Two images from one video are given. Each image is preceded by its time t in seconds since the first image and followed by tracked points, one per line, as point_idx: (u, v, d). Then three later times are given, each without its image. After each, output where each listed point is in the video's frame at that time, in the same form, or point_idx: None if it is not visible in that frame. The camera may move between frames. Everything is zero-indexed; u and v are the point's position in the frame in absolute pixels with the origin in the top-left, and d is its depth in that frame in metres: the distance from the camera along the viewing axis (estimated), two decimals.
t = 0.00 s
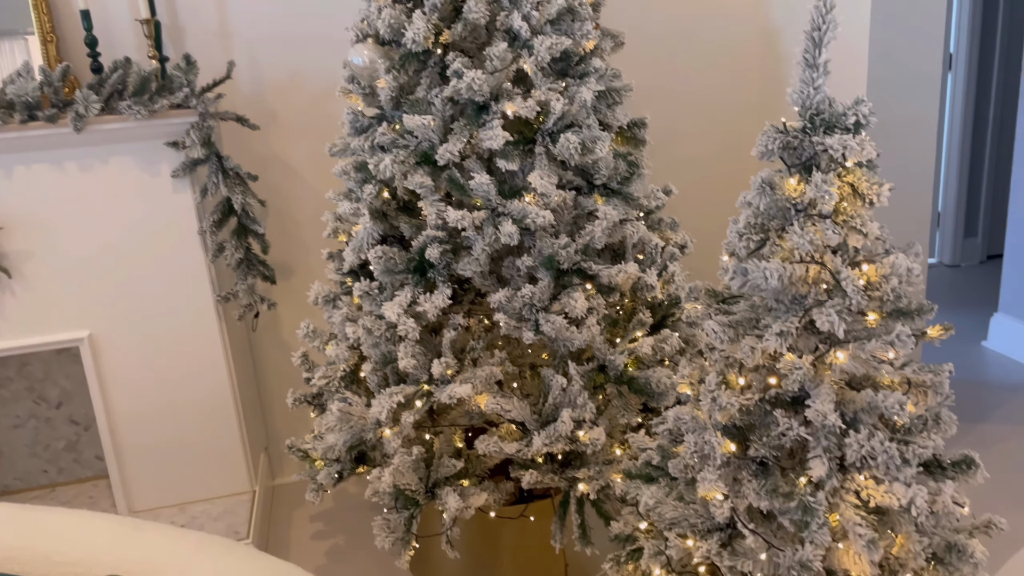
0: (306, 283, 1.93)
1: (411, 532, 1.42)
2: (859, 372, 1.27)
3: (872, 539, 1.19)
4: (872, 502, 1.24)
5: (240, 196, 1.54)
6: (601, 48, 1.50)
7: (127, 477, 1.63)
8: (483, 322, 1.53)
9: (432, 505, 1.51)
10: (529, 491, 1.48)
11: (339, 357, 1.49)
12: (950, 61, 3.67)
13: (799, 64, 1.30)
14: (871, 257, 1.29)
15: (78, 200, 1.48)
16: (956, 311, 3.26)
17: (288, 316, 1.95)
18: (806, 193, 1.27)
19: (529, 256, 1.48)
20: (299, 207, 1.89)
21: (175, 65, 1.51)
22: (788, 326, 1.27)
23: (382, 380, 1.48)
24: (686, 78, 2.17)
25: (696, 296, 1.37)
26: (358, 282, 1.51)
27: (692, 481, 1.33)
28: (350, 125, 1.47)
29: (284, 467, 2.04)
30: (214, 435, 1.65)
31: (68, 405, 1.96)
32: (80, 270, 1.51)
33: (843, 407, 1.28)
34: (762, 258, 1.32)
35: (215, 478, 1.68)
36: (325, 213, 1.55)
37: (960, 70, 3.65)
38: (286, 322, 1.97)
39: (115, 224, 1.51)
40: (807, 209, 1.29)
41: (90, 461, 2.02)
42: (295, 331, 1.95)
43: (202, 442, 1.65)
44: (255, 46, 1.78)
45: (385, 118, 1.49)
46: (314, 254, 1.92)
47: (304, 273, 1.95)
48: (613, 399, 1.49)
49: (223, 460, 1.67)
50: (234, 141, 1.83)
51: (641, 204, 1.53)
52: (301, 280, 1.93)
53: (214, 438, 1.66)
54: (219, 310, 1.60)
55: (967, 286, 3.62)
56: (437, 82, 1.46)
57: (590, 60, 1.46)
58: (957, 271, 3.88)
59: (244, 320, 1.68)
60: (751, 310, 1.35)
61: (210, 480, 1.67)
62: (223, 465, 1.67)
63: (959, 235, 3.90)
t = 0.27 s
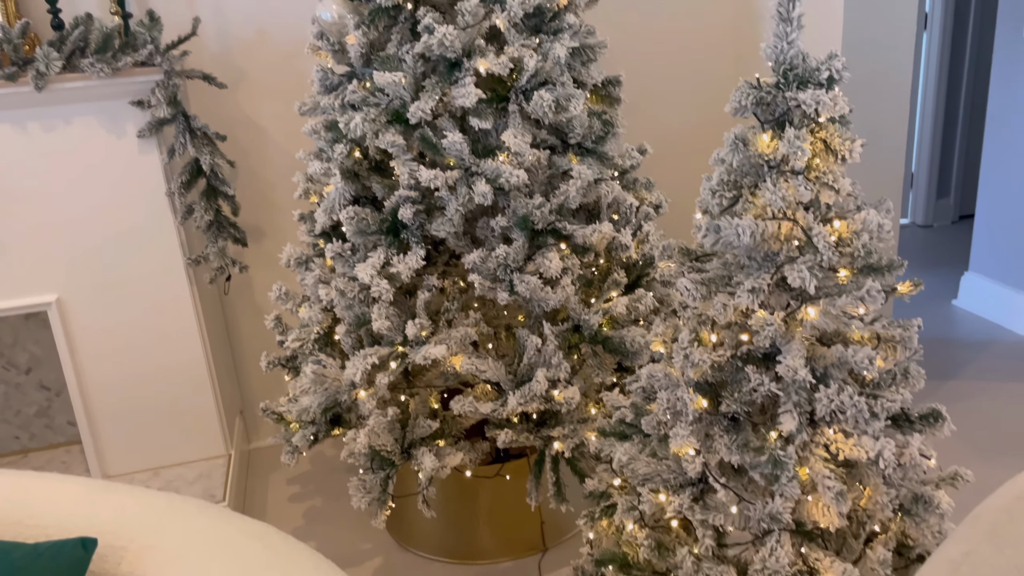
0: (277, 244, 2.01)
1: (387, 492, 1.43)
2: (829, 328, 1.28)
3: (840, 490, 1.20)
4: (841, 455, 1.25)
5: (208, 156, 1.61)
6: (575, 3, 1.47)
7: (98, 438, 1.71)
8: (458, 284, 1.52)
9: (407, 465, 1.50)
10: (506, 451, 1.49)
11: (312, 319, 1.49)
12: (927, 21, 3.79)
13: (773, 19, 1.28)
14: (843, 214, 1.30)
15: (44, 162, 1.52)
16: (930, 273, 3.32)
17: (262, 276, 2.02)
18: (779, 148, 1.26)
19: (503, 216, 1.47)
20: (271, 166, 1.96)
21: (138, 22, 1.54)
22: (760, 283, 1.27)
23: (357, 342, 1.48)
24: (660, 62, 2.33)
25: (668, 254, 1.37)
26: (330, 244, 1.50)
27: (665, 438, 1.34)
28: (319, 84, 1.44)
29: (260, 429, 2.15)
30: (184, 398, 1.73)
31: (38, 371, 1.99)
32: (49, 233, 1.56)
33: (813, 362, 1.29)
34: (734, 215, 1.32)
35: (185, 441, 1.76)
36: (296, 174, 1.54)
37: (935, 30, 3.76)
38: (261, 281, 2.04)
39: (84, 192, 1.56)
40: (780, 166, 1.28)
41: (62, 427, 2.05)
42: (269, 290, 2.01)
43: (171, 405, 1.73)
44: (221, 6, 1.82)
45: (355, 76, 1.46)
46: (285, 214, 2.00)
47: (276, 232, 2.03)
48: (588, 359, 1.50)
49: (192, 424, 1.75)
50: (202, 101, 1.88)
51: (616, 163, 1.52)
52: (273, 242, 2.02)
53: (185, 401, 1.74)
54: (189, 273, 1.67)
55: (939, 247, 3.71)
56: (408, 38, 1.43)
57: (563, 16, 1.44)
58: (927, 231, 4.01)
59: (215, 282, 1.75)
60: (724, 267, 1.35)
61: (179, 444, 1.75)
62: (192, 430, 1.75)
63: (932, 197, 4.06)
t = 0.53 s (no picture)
0: (250, 205, 2.05)
1: (365, 452, 1.43)
2: (802, 284, 1.29)
3: (811, 443, 1.21)
4: (813, 409, 1.26)
5: (177, 115, 1.66)
6: None
7: (76, 401, 1.76)
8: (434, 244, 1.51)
9: (384, 426, 1.51)
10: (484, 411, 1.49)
11: (286, 281, 1.48)
12: None
13: None
14: (817, 170, 1.30)
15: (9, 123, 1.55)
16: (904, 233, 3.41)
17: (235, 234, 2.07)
18: (754, 103, 1.25)
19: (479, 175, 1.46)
20: (241, 126, 2.01)
21: None
22: (734, 239, 1.27)
23: (332, 303, 1.47)
24: (641, 24, 2.35)
25: (644, 212, 1.36)
26: (303, 204, 1.50)
27: (639, 395, 1.34)
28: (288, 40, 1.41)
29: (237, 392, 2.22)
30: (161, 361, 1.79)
31: (10, 335, 1.97)
32: (16, 194, 1.59)
33: (786, 318, 1.29)
34: (709, 171, 1.32)
35: (162, 402, 1.82)
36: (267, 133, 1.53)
37: None
38: (234, 239, 2.10)
39: (54, 159, 1.59)
40: (755, 121, 1.28)
41: (35, 392, 2.04)
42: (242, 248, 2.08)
43: (148, 369, 1.79)
44: None
45: (326, 32, 1.44)
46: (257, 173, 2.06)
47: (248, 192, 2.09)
48: (564, 318, 1.50)
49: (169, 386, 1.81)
50: (170, 58, 1.93)
51: (591, 122, 1.52)
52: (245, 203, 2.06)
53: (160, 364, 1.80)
54: (161, 236, 1.71)
55: (914, 207, 3.81)
56: None
57: None
58: (902, 190, 4.12)
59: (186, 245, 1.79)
60: (698, 224, 1.35)
61: (158, 406, 1.81)
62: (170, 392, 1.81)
63: (908, 156, 4.16)
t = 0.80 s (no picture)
0: (223, 166, 2.07)
1: (343, 413, 1.43)
2: (779, 240, 1.28)
3: (786, 397, 1.22)
4: (788, 363, 1.26)
5: (145, 73, 1.68)
6: None
7: (50, 358, 1.84)
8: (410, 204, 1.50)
9: (362, 386, 1.51)
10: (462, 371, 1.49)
11: (261, 242, 1.48)
12: None
13: None
14: (795, 124, 1.29)
15: None
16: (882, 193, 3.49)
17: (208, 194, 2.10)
18: (731, 55, 1.24)
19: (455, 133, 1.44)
20: (213, 85, 2.02)
21: None
22: (711, 193, 1.26)
23: (307, 263, 1.47)
24: None
25: (621, 168, 1.34)
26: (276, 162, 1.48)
27: (616, 351, 1.34)
28: None
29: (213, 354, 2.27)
30: (136, 318, 1.87)
31: None
32: None
33: (763, 274, 1.28)
34: (686, 125, 1.30)
35: (139, 359, 1.91)
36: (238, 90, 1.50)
37: None
38: (206, 199, 2.13)
39: (23, 119, 1.65)
40: (732, 75, 1.26)
41: (11, 358, 2.04)
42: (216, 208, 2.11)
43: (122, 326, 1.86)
44: None
45: None
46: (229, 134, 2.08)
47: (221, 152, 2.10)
48: (542, 277, 1.50)
49: (146, 345, 1.89)
50: (139, 17, 1.92)
51: (569, 78, 1.50)
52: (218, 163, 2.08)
53: (137, 324, 1.87)
54: (131, 196, 1.78)
55: (892, 168, 3.89)
56: None
57: None
58: (880, 150, 4.20)
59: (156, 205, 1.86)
60: (676, 180, 1.33)
61: (131, 361, 1.89)
62: (146, 349, 1.89)
63: (886, 116, 4.22)
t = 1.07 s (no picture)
0: (195, 129, 2.09)
1: (322, 377, 1.43)
2: (756, 198, 1.27)
3: (763, 354, 1.22)
4: (765, 321, 1.27)
5: (113, 31, 1.71)
6: None
7: (20, 322, 1.86)
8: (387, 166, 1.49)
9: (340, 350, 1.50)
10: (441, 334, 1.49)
11: (235, 205, 1.47)
12: None
13: None
14: (773, 81, 1.28)
15: None
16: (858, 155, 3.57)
17: (181, 158, 2.13)
18: (711, 11, 1.21)
19: (431, 93, 1.42)
20: (184, 48, 2.02)
21: None
22: (689, 152, 1.25)
23: (283, 227, 1.45)
24: None
25: (599, 127, 1.32)
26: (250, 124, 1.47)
27: (595, 312, 1.34)
28: None
29: (191, 320, 2.32)
30: (107, 283, 1.90)
31: None
32: None
33: (741, 233, 1.28)
34: (665, 83, 1.29)
35: (111, 324, 1.94)
36: (210, 51, 1.48)
37: None
38: (179, 163, 2.15)
39: None
40: (711, 31, 1.25)
41: None
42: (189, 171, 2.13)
43: (93, 291, 1.90)
44: None
45: None
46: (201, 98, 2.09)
47: (193, 117, 2.12)
48: (521, 239, 1.50)
49: (119, 309, 1.93)
50: None
51: (548, 37, 1.48)
52: (190, 126, 2.10)
53: (110, 288, 1.91)
54: (101, 159, 1.80)
55: (872, 131, 3.97)
56: None
57: None
58: (858, 114, 4.28)
59: (127, 168, 1.90)
60: (654, 138, 1.32)
61: (103, 325, 1.93)
62: (118, 312, 1.93)
63: (863, 78, 4.31)
